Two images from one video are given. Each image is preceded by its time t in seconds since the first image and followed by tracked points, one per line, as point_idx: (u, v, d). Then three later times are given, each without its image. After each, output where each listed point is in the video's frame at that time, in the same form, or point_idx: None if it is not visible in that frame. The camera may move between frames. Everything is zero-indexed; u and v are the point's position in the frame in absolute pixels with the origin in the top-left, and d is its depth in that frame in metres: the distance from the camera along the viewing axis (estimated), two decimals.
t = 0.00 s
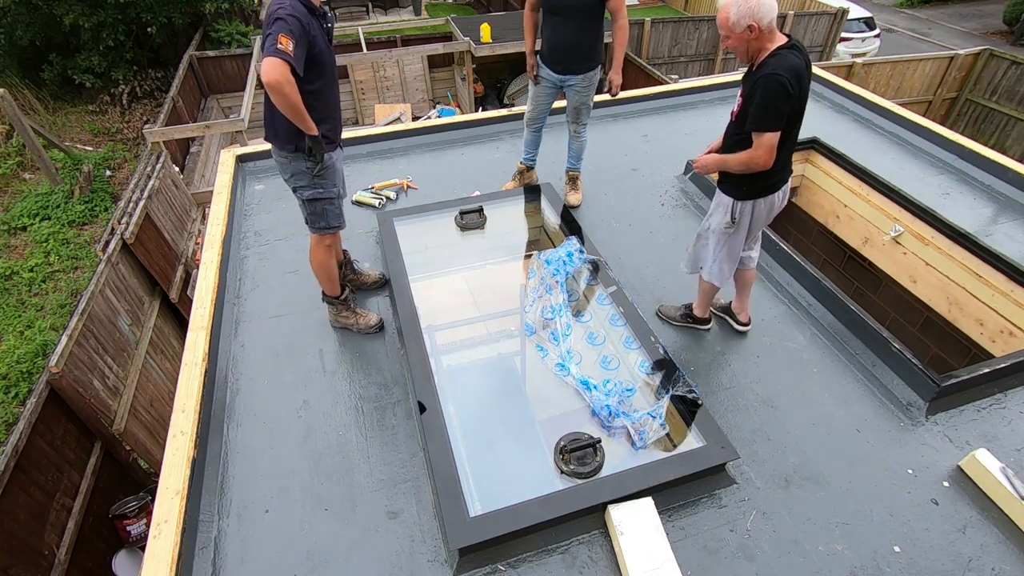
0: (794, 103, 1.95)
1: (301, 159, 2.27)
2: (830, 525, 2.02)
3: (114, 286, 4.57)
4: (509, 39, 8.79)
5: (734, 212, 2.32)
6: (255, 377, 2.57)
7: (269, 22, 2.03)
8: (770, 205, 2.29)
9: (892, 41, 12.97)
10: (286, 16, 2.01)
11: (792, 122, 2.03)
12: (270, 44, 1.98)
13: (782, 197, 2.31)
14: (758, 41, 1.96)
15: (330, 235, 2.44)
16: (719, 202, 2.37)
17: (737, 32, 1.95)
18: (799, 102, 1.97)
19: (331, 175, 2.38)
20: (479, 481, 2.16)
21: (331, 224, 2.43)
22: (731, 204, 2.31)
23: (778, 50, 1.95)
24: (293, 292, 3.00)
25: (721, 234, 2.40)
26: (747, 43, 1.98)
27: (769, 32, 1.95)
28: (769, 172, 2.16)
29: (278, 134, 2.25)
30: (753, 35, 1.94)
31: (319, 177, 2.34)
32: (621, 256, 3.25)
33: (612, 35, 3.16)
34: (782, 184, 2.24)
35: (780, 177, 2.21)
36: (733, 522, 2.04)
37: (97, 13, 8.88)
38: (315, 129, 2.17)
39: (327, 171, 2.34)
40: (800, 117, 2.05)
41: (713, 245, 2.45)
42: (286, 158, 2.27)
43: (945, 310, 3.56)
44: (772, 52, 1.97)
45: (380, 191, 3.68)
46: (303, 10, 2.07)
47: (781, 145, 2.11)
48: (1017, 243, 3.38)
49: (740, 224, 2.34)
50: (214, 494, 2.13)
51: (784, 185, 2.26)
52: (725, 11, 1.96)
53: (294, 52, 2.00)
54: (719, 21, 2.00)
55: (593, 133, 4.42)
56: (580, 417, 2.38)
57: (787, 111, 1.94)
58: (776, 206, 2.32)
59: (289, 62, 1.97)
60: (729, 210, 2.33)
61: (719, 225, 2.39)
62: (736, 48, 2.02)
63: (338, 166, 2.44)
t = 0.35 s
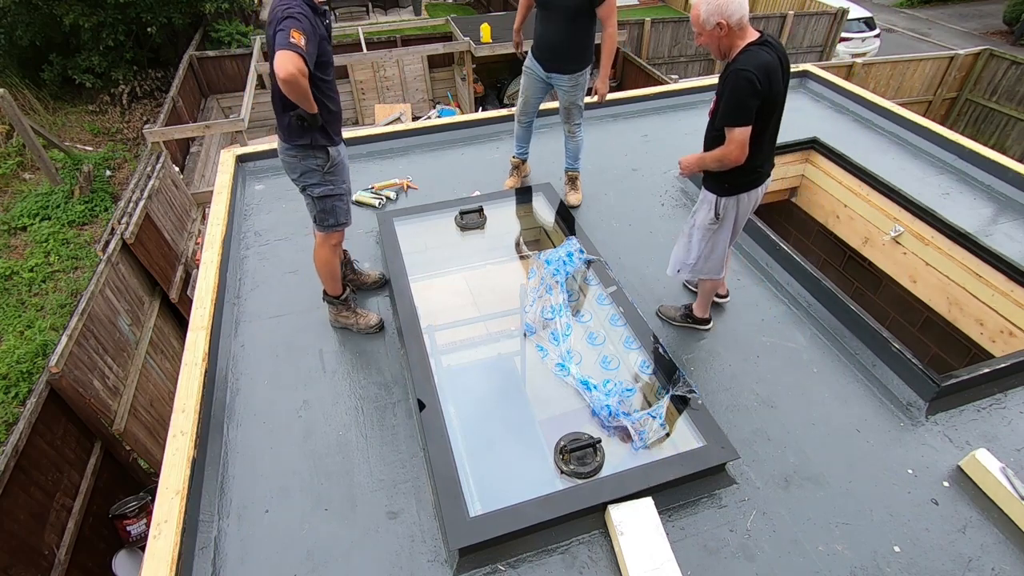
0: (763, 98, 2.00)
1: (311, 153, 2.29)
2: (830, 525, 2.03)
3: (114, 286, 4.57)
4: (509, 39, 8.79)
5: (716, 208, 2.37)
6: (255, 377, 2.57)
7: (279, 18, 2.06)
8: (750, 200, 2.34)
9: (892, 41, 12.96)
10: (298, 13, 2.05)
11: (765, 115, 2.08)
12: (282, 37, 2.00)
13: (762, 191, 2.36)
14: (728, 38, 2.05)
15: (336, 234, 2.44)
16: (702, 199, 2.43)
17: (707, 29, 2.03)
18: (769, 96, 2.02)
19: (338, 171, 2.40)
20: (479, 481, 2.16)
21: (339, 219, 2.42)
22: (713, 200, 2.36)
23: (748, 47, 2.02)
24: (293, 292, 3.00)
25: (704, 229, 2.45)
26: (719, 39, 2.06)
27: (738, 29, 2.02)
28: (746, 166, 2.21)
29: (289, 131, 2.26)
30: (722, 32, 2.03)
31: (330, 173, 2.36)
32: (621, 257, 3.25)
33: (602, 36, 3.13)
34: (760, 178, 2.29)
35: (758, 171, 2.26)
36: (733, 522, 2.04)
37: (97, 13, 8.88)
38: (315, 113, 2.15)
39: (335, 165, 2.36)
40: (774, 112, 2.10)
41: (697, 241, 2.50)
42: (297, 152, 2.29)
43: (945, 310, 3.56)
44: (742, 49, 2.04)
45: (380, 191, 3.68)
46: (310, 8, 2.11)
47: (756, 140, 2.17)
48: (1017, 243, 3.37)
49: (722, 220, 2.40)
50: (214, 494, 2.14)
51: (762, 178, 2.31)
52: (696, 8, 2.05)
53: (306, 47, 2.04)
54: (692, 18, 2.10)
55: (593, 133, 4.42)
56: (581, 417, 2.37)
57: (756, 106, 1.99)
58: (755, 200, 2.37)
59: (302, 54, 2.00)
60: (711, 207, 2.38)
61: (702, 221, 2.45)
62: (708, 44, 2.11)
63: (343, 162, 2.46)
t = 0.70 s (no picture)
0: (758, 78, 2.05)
1: (317, 155, 2.30)
2: (830, 525, 2.03)
3: (114, 286, 4.57)
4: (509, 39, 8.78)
5: (711, 194, 2.41)
6: (256, 377, 2.57)
7: (281, 22, 2.05)
8: (742, 183, 2.40)
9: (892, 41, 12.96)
10: (300, 16, 2.04)
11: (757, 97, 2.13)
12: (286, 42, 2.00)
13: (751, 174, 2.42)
14: (718, 24, 2.09)
15: (339, 234, 2.43)
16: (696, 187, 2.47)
17: (699, 15, 2.08)
18: (762, 78, 2.07)
19: (342, 172, 2.40)
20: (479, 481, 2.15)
21: (344, 218, 2.43)
22: (708, 186, 2.40)
23: (738, 31, 2.08)
24: (293, 292, 3.00)
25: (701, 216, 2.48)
26: (708, 27, 2.11)
27: (728, 15, 2.07)
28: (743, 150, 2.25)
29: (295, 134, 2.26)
30: (713, 18, 2.07)
31: (333, 173, 2.36)
32: (620, 257, 3.26)
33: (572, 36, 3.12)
34: (750, 160, 2.34)
35: (749, 155, 2.32)
36: (733, 522, 2.04)
37: (97, 13, 8.88)
38: (321, 116, 2.16)
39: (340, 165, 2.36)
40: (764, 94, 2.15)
41: (695, 229, 2.53)
42: (303, 155, 2.29)
43: (945, 310, 3.55)
44: (732, 35, 2.08)
45: (380, 191, 3.68)
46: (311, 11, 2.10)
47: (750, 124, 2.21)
48: (1017, 243, 3.37)
49: (719, 205, 2.43)
50: (214, 494, 2.13)
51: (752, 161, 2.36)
52: None
53: (310, 51, 2.04)
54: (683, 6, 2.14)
55: (593, 133, 4.42)
56: (581, 417, 2.37)
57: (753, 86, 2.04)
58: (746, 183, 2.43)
59: (307, 59, 1.99)
60: (707, 194, 2.42)
61: (698, 209, 2.48)
62: (698, 32, 2.15)
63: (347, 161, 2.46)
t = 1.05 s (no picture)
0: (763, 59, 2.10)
1: (316, 155, 2.30)
2: (829, 525, 2.03)
3: (114, 286, 4.57)
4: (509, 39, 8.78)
5: (714, 177, 2.43)
6: (256, 377, 2.57)
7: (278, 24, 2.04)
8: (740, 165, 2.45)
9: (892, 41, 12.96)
10: (297, 17, 2.03)
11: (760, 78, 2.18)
12: (283, 43, 1.99)
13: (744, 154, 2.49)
14: (715, 10, 2.11)
15: (338, 234, 2.44)
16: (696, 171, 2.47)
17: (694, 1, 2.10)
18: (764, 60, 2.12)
19: (342, 171, 2.40)
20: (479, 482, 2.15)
21: (343, 218, 2.43)
22: (711, 170, 2.41)
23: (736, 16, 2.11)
24: (293, 292, 3.00)
25: (704, 200, 2.50)
26: (702, 13, 2.13)
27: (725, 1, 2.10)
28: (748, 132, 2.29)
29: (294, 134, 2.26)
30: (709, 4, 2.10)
31: (332, 174, 2.36)
32: (620, 256, 3.25)
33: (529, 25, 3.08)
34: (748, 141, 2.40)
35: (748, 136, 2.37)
36: (733, 522, 2.04)
37: (97, 13, 8.88)
38: (320, 116, 2.15)
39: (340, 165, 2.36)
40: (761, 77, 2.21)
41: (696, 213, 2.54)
42: (302, 156, 2.29)
43: (945, 310, 3.55)
44: (731, 20, 2.12)
45: (380, 191, 3.68)
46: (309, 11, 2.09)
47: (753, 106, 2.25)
48: (1017, 243, 3.37)
49: (721, 187, 2.47)
50: (214, 494, 2.13)
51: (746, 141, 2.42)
52: None
53: (307, 51, 2.03)
54: None
55: (593, 133, 4.42)
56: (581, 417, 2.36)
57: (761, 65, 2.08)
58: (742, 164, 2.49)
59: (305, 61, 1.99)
60: (710, 177, 2.43)
61: (700, 193, 2.48)
62: (694, 19, 2.17)
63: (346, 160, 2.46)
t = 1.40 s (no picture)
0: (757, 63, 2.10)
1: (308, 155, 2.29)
2: (829, 525, 2.03)
3: (114, 286, 4.57)
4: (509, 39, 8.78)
5: (708, 177, 2.44)
6: (256, 376, 2.57)
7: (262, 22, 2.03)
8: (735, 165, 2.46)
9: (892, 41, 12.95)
10: (278, 14, 2.01)
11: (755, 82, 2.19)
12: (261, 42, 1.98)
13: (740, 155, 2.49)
14: (717, 10, 2.12)
15: (335, 234, 2.45)
16: (691, 170, 2.48)
17: None
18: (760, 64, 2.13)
19: (335, 171, 2.38)
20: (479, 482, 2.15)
21: (339, 219, 2.43)
22: (705, 170, 2.43)
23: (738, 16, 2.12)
24: (293, 292, 3.00)
25: (698, 199, 2.51)
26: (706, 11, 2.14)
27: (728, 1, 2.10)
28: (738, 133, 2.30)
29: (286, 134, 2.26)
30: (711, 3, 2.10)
31: (328, 174, 2.35)
32: (620, 256, 3.26)
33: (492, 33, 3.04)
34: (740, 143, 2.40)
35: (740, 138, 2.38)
36: (733, 522, 2.04)
37: (97, 13, 8.89)
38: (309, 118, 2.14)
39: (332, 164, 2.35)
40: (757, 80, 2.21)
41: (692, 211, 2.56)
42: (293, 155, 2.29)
43: (945, 310, 3.55)
44: (732, 19, 2.12)
45: (380, 191, 3.68)
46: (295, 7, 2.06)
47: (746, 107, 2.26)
48: (1017, 243, 3.37)
49: (715, 187, 2.48)
50: (213, 494, 2.14)
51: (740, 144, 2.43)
52: None
53: (287, 49, 2.00)
54: None
55: (593, 133, 4.42)
56: (581, 417, 2.36)
57: (753, 70, 2.09)
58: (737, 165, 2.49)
59: (281, 60, 1.97)
60: (705, 176, 2.44)
61: (696, 192, 2.50)
62: (698, 15, 2.18)
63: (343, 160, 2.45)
